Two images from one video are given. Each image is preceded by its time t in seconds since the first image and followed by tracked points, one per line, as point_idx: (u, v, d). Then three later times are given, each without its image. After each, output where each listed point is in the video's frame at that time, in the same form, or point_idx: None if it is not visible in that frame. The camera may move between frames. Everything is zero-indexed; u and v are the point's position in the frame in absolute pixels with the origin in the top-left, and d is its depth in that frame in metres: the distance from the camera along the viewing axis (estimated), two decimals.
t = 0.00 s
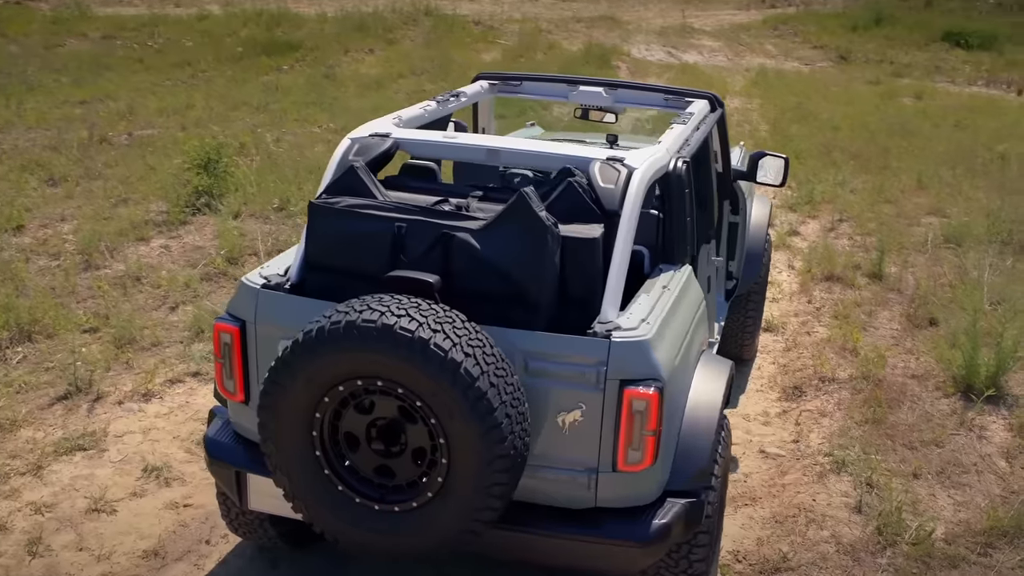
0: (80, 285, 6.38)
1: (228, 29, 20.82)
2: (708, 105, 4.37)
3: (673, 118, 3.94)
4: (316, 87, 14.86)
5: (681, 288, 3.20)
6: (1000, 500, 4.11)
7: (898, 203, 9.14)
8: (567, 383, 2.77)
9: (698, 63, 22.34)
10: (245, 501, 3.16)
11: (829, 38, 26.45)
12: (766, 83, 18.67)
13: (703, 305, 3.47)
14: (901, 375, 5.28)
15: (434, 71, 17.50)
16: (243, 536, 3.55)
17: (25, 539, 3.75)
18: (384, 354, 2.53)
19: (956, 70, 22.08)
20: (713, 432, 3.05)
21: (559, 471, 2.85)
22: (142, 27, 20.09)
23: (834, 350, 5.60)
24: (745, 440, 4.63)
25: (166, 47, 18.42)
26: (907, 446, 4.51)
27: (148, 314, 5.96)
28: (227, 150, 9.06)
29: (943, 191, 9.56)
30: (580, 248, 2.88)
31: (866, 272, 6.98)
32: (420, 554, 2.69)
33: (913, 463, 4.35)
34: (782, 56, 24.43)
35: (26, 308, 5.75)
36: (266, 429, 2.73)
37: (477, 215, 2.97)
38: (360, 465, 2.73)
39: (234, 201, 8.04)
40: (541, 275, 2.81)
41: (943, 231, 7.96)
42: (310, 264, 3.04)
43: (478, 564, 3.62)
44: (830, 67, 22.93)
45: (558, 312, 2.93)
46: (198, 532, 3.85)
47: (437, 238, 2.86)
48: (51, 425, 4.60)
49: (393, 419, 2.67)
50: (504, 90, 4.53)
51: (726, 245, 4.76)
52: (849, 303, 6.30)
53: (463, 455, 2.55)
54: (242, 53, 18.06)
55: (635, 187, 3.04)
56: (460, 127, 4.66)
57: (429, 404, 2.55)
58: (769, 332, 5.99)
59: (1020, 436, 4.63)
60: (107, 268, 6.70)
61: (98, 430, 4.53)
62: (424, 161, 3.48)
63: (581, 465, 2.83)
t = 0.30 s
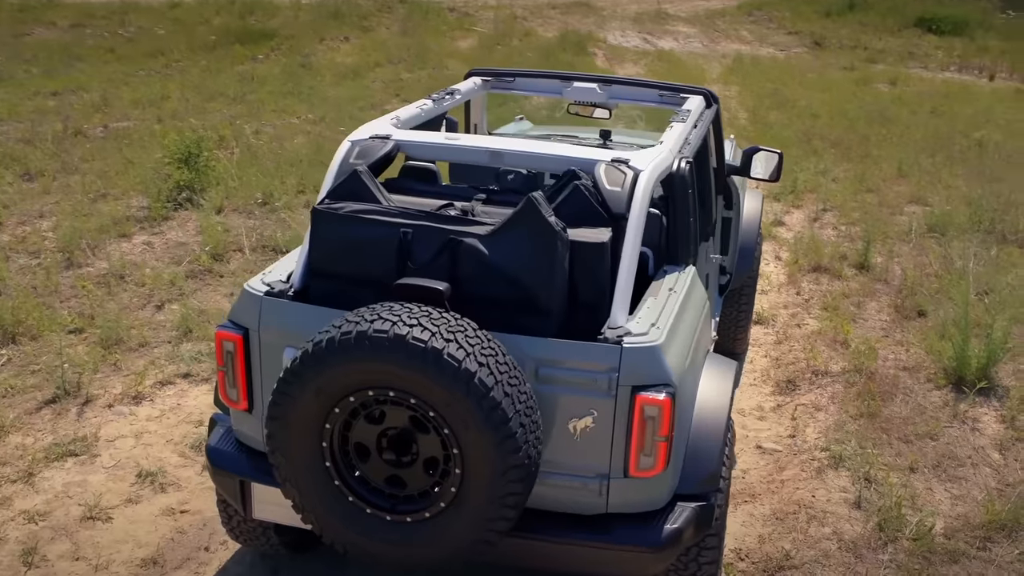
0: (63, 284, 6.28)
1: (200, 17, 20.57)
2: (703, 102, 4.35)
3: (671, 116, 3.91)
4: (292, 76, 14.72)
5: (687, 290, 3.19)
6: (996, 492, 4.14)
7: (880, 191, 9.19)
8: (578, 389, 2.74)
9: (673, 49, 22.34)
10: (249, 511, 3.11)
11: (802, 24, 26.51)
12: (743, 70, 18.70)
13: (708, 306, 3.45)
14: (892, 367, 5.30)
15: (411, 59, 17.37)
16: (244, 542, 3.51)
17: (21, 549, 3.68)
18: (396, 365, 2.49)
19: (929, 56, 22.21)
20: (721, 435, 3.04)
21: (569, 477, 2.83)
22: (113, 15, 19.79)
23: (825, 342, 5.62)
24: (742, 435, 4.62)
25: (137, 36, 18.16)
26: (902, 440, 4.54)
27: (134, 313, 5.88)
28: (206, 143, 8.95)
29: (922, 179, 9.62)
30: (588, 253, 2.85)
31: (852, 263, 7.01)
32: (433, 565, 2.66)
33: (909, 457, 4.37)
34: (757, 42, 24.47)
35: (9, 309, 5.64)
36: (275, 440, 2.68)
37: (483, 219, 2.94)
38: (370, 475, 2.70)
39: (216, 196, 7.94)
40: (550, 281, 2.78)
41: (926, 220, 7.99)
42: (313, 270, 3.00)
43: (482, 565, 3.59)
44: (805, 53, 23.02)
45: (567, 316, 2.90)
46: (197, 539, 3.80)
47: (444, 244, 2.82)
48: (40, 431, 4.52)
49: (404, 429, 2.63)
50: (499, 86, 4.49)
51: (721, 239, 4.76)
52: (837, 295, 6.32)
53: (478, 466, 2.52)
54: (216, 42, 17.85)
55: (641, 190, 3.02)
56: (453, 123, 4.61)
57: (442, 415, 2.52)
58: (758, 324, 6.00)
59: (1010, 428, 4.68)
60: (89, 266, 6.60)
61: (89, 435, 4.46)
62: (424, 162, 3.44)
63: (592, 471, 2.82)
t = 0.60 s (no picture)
0: (44, 282, 6.18)
1: (171, 4, 20.28)
2: (698, 96, 4.35)
3: (670, 113, 3.90)
4: (267, 65, 14.57)
5: (693, 291, 3.18)
6: (990, 483, 4.19)
7: (861, 179, 9.24)
8: (590, 394, 2.73)
9: (648, 35, 22.31)
10: (256, 518, 3.07)
11: (775, 8, 26.58)
12: (719, 56, 18.72)
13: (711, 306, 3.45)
14: (882, 357, 5.34)
15: (386, 47, 17.25)
16: (247, 547, 3.48)
17: (17, 558, 3.62)
18: (410, 374, 2.47)
19: (902, 41, 22.34)
20: (730, 436, 3.04)
21: (581, 482, 2.83)
22: (80, 1, 19.44)
23: (815, 333, 5.65)
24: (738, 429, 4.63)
25: (107, 24, 17.88)
26: (896, 431, 4.57)
27: (119, 312, 5.80)
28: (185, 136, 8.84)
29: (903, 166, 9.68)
30: (598, 257, 2.84)
31: (838, 252, 7.04)
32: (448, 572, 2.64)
33: (904, 449, 4.41)
34: (731, 27, 24.48)
35: None
36: (286, 450, 2.66)
37: (491, 224, 2.92)
38: (382, 484, 2.68)
39: (197, 189, 7.85)
40: (560, 285, 2.76)
41: (908, 207, 8.05)
42: (318, 276, 2.96)
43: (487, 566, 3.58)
44: (778, 38, 23.08)
45: (576, 320, 2.88)
46: (197, 544, 3.76)
47: (453, 250, 2.80)
48: (30, 435, 4.45)
49: (417, 438, 2.61)
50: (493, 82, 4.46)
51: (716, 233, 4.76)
52: (825, 285, 6.35)
53: (494, 474, 2.50)
54: (187, 29, 17.60)
55: (647, 193, 3.01)
56: (446, 120, 4.58)
57: (457, 424, 2.50)
58: (748, 315, 6.02)
59: (1001, 417, 4.73)
60: (71, 264, 6.50)
61: (81, 439, 4.40)
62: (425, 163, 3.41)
63: (604, 475, 2.81)
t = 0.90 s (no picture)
0: (26, 281, 6.08)
1: None
2: (692, 90, 4.35)
3: (668, 109, 3.89)
4: (241, 54, 14.40)
5: (698, 291, 3.19)
6: (982, 471, 4.25)
7: (841, 166, 9.29)
8: (602, 397, 2.73)
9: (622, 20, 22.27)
10: (263, 524, 3.05)
11: None
12: (693, 40, 18.73)
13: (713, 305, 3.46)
14: (871, 347, 5.39)
15: (360, 34, 17.11)
16: (251, 551, 3.46)
17: (16, 565, 3.57)
18: (426, 381, 2.45)
19: (874, 25, 22.46)
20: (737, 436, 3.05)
21: (593, 484, 2.83)
22: None
23: (804, 323, 5.69)
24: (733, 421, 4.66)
25: (74, 10, 17.57)
26: (888, 421, 4.62)
27: (105, 311, 5.73)
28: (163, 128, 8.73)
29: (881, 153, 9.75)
30: (607, 258, 2.84)
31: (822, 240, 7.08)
32: None
33: (898, 439, 4.45)
34: (703, 11, 24.48)
35: None
36: (298, 458, 2.64)
37: (499, 227, 2.90)
38: (395, 490, 2.67)
39: (178, 183, 7.76)
40: (571, 289, 2.75)
41: (889, 194, 8.11)
42: (324, 280, 2.94)
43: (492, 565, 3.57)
44: (751, 22, 23.10)
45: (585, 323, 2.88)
46: (198, 548, 3.74)
47: (462, 254, 2.79)
48: (21, 439, 4.38)
49: (430, 444, 2.60)
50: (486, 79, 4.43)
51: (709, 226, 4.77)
52: (811, 275, 6.39)
53: (510, 480, 2.50)
54: (157, 16, 17.36)
55: (653, 193, 3.01)
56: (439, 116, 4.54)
57: (472, 430, 2.49)
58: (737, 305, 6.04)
59: (990, 405, 4.80)
60: (53, 261, 6.41)
61: (74, 442, 4.35)
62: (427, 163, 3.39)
63: (615, 476, 2.81)
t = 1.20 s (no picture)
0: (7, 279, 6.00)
1: None
2: (685, 84, 4.35)
3: (664, 105, 3.90)
4: (213, 43, 14.23)
5: (701, 290, 3.21)
6: (973, 460, 4.32)
7: (820, 152, 9.35)
8: (613, 399, 2.74)
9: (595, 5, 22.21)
10: (271, 529, 3.04)
11: None
12: (667, 25, 18.73)
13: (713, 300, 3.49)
14: (859, 336, 5.45)
15: (334, 21, 16.96)
16: (255, 553, 3.44)
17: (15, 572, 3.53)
18: (441, 388, 2.45)
19: (845, 9, 22.55)
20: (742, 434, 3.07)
21: (604, 484, 2.85)
22: None
23: (793, 313, 5.74)
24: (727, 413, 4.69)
25: None
26: (880, 411, 4.67)
27: (91, 310, 5.66)
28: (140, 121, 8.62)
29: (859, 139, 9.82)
30: (615, 260, 2.84)
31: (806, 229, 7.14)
32: None
33: (890, 429, 4.51)
34: None
35: None
36: (311, 465, 2.63)
37: (506, 230, 2.90)
38: (409, 495, 2.67)
39: (158, 177, 7.68)
40: (581, 291, 2.75)
41: (869, 181, 8.17)
42: (330, 285, 2.92)
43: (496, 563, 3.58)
44: (724, 5, 23.13)
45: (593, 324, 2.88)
46: (200, 551, 3.71)
47: (471, 257, 2.79)
48: (12, 442, 4.33)
49: (445, 449, 2.60)
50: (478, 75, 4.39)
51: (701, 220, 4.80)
52: (797, 264, 6.44)
53: (526, 484, 2.50)
54: (126, 5, 17.12)
55: (658, 194, 3.02)
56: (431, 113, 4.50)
57: (488, 436, 2.49)
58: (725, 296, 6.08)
59: (978, 393, 4.87)
60: (35, 259, 6.32)
61: (68, 445, 4.31)
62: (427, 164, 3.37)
63: (626, 477, 2.83)
